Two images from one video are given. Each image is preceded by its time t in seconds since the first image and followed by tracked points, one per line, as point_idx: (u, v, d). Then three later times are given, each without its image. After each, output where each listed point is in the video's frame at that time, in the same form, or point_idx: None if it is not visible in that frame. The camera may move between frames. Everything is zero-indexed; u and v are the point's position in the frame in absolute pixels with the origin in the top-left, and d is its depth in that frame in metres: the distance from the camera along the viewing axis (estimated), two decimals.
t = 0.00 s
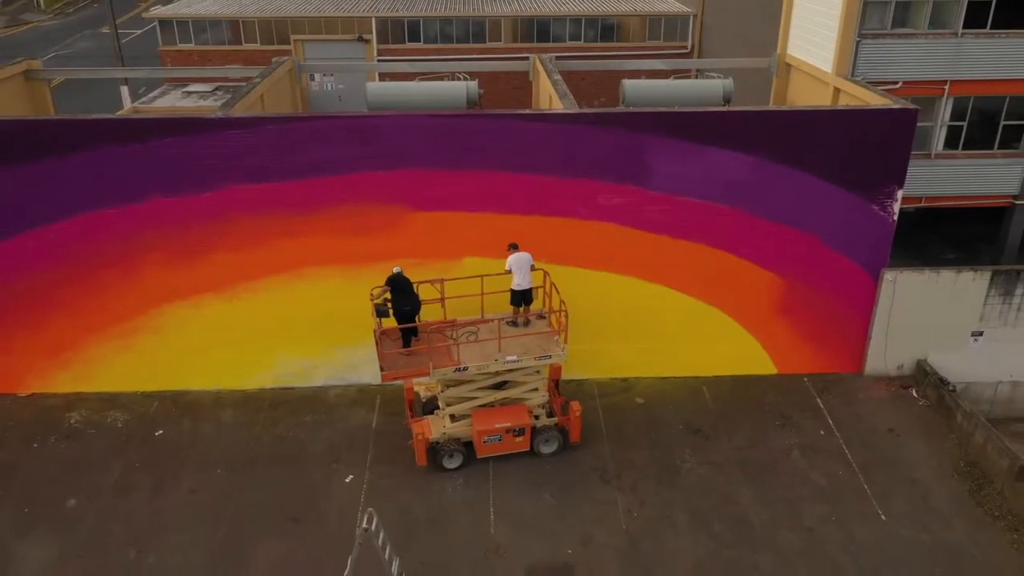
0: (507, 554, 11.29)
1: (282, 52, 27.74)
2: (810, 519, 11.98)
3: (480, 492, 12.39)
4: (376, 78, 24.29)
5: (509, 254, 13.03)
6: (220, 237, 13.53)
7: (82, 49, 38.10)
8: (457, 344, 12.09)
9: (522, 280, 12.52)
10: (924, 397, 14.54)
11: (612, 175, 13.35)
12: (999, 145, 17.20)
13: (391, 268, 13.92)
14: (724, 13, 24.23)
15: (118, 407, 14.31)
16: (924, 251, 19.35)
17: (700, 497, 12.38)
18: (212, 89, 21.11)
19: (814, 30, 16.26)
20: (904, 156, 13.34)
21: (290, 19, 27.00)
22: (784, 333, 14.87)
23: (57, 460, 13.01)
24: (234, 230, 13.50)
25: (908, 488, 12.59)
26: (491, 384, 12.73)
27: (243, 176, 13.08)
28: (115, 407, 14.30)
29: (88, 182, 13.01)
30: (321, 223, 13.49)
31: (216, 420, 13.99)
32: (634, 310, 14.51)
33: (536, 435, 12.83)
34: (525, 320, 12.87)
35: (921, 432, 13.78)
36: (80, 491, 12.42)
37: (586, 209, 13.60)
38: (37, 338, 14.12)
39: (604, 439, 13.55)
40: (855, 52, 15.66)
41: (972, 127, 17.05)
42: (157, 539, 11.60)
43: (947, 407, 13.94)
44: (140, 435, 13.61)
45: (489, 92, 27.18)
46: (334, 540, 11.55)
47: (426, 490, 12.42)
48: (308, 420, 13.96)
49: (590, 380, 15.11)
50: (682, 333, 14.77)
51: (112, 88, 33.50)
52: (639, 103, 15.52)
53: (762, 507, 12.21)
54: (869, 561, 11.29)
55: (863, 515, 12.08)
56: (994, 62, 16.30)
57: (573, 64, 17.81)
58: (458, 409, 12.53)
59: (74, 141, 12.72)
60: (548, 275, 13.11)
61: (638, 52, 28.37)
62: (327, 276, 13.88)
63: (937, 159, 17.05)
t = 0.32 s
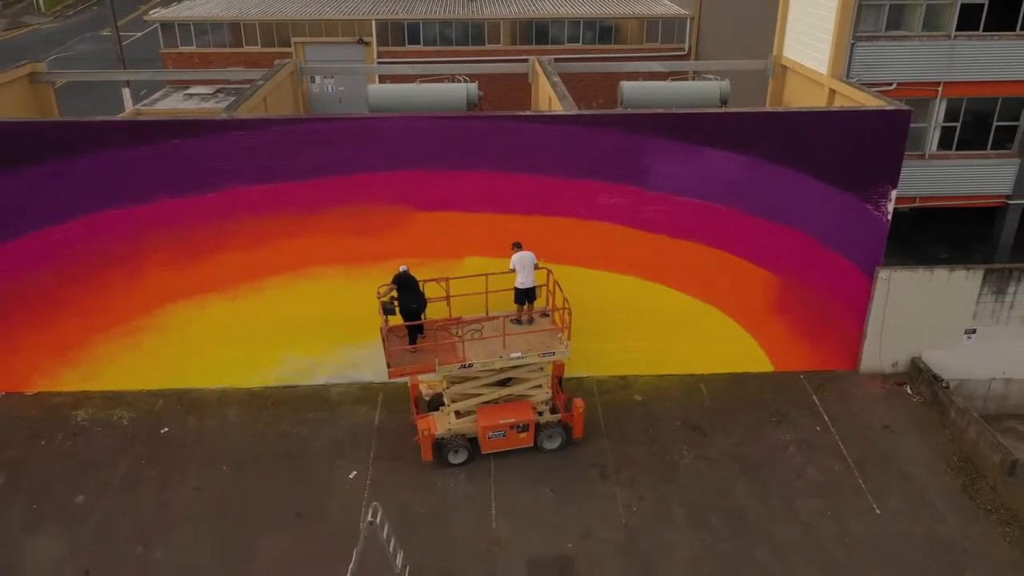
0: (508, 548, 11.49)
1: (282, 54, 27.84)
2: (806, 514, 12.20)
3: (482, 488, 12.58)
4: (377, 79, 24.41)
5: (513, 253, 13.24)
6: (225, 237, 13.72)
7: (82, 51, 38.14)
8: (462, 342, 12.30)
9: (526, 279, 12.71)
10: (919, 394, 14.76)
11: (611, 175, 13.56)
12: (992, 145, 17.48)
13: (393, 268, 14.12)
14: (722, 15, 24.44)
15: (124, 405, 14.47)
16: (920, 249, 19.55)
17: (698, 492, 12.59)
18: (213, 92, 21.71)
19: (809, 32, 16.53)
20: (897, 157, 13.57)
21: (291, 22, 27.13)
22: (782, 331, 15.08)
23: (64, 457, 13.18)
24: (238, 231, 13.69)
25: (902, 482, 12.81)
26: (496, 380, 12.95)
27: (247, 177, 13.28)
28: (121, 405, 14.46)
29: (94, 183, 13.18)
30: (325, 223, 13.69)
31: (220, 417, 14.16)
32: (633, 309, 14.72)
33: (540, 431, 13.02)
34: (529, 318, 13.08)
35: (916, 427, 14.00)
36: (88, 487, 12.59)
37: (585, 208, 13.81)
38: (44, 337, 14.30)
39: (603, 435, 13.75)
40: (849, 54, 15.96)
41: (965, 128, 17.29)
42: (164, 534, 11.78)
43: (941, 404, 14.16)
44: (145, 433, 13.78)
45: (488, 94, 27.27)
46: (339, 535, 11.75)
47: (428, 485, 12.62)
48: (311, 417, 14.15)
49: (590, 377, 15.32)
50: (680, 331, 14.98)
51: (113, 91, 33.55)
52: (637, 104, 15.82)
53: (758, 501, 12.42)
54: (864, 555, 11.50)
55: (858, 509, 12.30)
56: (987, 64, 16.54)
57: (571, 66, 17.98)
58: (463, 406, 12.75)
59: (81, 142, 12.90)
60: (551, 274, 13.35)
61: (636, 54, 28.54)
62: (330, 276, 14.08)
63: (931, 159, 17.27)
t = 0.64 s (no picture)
0: (508, 543, 11.71)
1: (283, 57, 28.02)
2: (800, 509, 12.43)
3: (482, 484, 12.80)
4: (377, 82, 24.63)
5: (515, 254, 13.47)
6: (228, 238, 13.94)
7: (82, 54, 38.27)
8: (466, 339, 12.55)
9: (528, 278, 12.90)
10: (911, 392, 14.99)
11: (608, 177, 13.80)
12: (984, 147, 17.72)
13: (395, 267, 14.34)
14: (718, 18, 24.68)
15: (129, 404, 14.67)
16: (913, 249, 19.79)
17: (695, 487, 12.81)
18: (215, 94, 22.57)
19: (803, 36, 16.79)
20: (890, 158, 13.82)
21: (292, 25, 27.34)
22: (779, 330, 15.32)
23: (70, 454, 13.38)
24: (242, 231, 13.90)
25: (895, 478, 13.04)
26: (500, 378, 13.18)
27: (251, 178, 13.50)
28: (126, 403, 14.66)
29: (100, 183, 13.39)
30: (327, 224, 13.91)
31: (224, 415, 14.37)
32: (632, 309, 14.96)
33: (541, 428, 13.27)
34: (531, 316, 13.32)
35: (908, 424, 14.24)
36: (94, 484, 12.79)
37: (584, 209, 14.05)
38: (49, 337, 14.50)
39: (601, 432, 13.98)
40: (843, 58, 16.22)
41: (957, 130, 17.54)
42: (169, 529, 11.99)
43: (933, 401, 14.40)
44: (150, 431, 13.99)
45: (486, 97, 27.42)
46: (342, 530, 11.96)
47: (428, 482, 12.83)
48: (313, 415, 14.36)
49: (589, 376, 15.54)
50: (676, 330, 15.21)
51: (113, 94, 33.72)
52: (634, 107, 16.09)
53: (753, 497, 12.65)
54: (856, 549, 11.73)
55: (851, 504, 12.54)
56: (979, 67, 16.77)
57: (569, 69, 18.22)
58: (466, 402, 13.03)
59: (87, 145, 13.12)
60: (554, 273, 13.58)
61: (634, 56, 28.76)
62: (332, 276, 14.29)
63: (923, 160, 17.52)
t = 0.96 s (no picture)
0: (494, 524, 12.87)
1: (273, 80, 29.19)
2: (758, 491, 13.70)
3: (469, 473, 13.95)
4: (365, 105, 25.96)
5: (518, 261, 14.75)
6: (232, 249, 15.07)
7: (73, 76, 39.21)
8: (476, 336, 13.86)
9: (531, 282, 14.16)
10: (861, 387, 16.34)
11: (581, 192, 15.10)
12: (929, 163, 19.27)
13: (387, 275, 15.50)
14: (686, 43, 26.19)
15: (138, 404, 15.69)
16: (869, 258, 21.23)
17: (663, 474, 14.05)
18: (208, 114, 24.84)
19: (762, 62, 18.25)
20: (836, 175, 15.28)
21: (283, 49, 28.57)
22: (741, 332, 16.64)
23: (85, 450, 14.39)
24: (246, 242, 15.04)
25: (844, 464, 14.35)
26: (506, 372, 14.45)
27: (255, 193, 14.66)
28: (135, 404, 15.68)
29: (115, 198, 14.49)
30: (324, 235, 15.09)
31: (228, 414, 15.44)
32: (610, 313, 16.23)
33: (543, 419, 14.51)
34: (534, 317, 14.60)
35: (857, 416, 15.58)
36: (109, 477, 13.82)
37: (561, 221, 15.33)
38: (64, 342, 15.52)
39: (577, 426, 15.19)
40: (798, 82, 17.68)
41: (904, 149, 19.05)
42: (182, 516, 13.03)
43: (881, 396, 15.73)
44: (159, 428, 15.03)
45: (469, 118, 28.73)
46: (342, 514, 13.07)
47: (420, 471, 13.96)
48: (311, 413, 15.46)
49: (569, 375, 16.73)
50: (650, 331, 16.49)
51: (105, 115, 34.72)
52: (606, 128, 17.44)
53: (716, 482, 13.90)
54: (808, 526, 13.00)
55: (804, 487, 13.82)
56: (922, 90, 18.25)
57: (547, 92, 19.56)
58: (474, 395, 14.36)
59: (103, 163, 14.22)
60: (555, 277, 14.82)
61: (609, 79, 30.22)
62: (327, 284, 15.46)
63: (874, 176, 19.00)
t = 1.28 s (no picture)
0: (474, 507, 14.34)
1: (261, 106, 30.65)
2: (710, 476, 15.31)
3: (450, 463, 15.43)
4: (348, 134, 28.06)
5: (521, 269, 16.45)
6: (232, 263, 16.53)
7: (62, 101, 40.38)
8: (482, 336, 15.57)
9: (532, 288, 15.87)
10: (805, 384, 18.05)
11: (550, 210, 16.76)
12: (867, 181, 21.17)
13: (374, 286, 17.00)
14: (649, 70, 28.01)
15: (144, 406, 17.03)
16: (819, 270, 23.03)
17: (625, 462, 15.61)
18: (199, 139, 26.87)
19: (713, 90, 20.07)
20: (777, 193, 17.09)
21: (270, 77, 30.10)
22: (697, 335, 18.30)
23: (98, 448, 15.70)
24: (247, 257, 16.52)
25: (787, 451, 16.01)
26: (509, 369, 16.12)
27: (254, 212, 16.17)
28: (142, 406, 17.01)
29: (127, 217, 15.92)
30: (319, 250, 16.61)
31: (228, 415, 16.81)
32: (584, 319, 17.86)
33: (542, 411, 16.25)
34: (535, 319, 16.29)
35: (801, 410, 17.27)
36: (122, 470, 15.14)
37: (532, 236, 16.97)
38: (75, 349, 16.83)
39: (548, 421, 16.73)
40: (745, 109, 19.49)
41: (844, 169, 20.95)
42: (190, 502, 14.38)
43: (821, 392, 17.43)
44: (165, 427, 16.38)
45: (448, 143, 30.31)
46: (336, 501, 14.46)
47: (405, 462, 15.41)
48: (305, 413, 16.88)
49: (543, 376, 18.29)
50: (618, 335, 18.13)
51: (95, 141, 35.96)
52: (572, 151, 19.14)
53: (673, 468, 15.49)
54: (753, 505, 14.62)
55: (751, 471, 15.45)
56: (858, 116, 20.16)
57: (519, 117, 21.23)
58: (480, 389, 15.96)
59: (115, 185, 15.64)
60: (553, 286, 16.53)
61: (578, 104, 32.00)
62: (321, 295, 16.94)
63: (818, 194, 20.83)
